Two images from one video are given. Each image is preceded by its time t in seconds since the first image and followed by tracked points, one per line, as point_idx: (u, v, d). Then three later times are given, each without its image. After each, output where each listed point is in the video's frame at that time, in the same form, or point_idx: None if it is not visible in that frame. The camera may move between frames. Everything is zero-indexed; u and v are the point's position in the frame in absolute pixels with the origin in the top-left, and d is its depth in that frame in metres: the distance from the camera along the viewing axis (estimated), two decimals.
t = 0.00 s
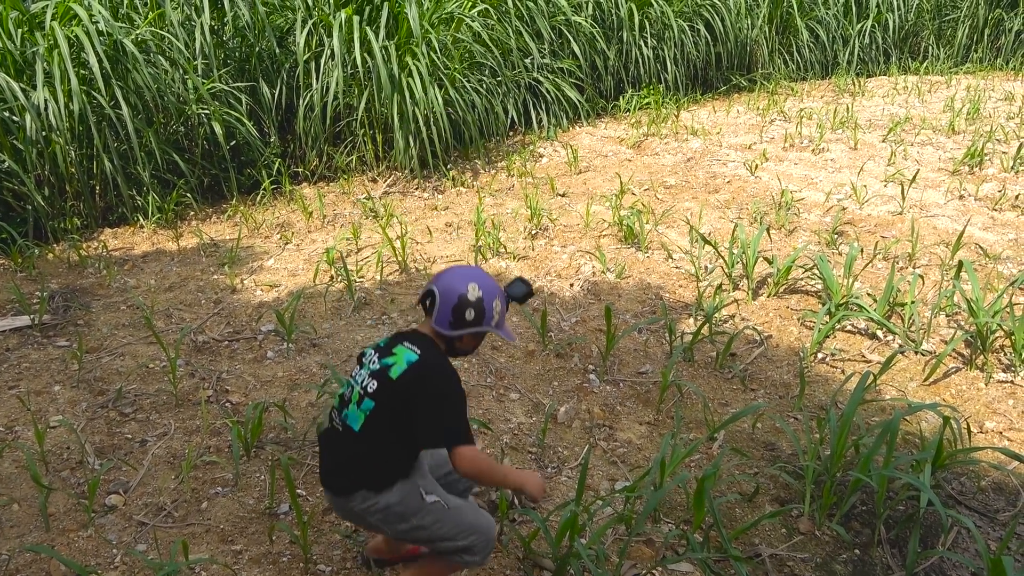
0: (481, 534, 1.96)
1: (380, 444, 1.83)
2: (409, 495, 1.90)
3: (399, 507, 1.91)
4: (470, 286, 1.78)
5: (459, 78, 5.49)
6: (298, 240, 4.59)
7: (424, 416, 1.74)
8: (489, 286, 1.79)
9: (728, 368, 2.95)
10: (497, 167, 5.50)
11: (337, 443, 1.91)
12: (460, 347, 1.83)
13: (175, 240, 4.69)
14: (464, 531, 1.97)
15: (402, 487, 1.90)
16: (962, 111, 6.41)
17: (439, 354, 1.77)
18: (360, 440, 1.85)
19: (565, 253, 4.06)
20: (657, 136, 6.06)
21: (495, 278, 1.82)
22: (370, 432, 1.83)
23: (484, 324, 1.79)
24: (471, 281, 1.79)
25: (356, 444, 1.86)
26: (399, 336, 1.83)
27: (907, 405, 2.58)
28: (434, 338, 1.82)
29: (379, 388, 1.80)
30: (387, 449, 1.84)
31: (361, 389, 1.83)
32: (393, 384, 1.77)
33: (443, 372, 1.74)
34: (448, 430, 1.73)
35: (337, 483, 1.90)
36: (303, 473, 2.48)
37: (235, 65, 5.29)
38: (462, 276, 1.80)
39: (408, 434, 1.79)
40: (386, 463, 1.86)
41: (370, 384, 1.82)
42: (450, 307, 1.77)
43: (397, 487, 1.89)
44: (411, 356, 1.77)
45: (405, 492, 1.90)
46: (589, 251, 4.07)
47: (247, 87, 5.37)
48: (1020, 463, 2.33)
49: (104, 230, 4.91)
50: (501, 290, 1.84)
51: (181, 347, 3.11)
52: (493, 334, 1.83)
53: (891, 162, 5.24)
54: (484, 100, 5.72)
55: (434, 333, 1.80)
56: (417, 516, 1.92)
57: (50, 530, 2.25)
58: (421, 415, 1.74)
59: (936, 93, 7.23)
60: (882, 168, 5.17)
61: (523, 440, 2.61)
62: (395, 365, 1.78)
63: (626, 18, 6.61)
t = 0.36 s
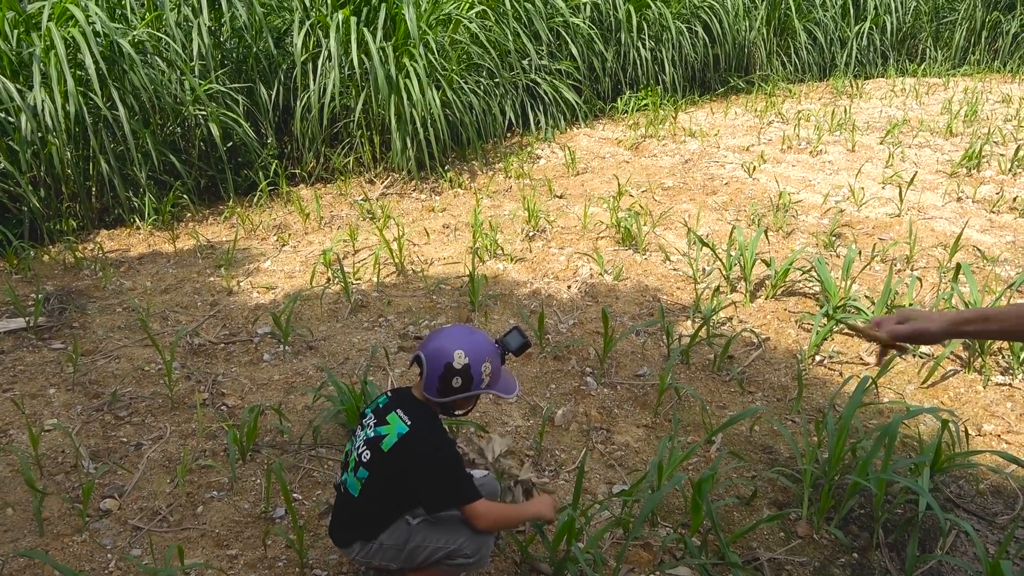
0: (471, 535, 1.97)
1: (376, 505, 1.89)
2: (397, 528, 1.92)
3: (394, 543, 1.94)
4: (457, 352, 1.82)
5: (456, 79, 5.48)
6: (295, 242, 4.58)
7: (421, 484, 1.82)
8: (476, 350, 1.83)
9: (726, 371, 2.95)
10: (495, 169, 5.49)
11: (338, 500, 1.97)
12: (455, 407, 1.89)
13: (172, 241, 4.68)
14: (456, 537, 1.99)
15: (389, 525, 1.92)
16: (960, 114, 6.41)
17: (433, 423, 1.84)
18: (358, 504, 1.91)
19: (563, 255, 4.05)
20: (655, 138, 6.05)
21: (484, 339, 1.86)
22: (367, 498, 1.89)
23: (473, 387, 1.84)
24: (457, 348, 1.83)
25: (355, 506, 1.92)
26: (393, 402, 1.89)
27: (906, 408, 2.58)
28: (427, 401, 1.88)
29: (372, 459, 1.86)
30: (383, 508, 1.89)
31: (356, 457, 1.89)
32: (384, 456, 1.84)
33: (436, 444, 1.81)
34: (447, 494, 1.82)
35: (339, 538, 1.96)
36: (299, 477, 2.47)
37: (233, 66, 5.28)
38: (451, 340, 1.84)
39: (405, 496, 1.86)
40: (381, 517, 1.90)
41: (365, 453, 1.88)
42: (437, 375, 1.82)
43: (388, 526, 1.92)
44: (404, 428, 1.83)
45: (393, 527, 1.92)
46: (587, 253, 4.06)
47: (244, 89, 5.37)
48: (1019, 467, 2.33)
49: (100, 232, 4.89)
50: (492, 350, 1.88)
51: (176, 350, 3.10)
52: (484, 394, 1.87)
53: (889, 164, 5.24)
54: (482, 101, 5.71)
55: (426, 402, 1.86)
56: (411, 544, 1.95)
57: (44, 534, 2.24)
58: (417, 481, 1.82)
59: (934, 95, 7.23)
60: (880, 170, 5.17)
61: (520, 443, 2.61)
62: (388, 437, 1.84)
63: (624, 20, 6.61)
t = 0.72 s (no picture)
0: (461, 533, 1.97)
1: (365, 497, 1.90)
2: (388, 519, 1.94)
3: (384, 535, 1.95)
4: (434, 342, 1.81)
5: (455, 80, 5.49)
6: (293, 242, 4.58)
7: (409, 477, 1.83)
8: (447, 339, 1.80)
9: (722, 371, 2.95)
10: (493, 170, 5.50)
11: (334, 490, 1.99)
12: (441, 399, 1.85)
13: (170, 242, 4.68)
14: (446, 534, 1.99)
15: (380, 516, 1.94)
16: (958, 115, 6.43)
17: (421, 417, 1.84)
18: (350, 496, 1.93)
19: (561, 256, 4.06)
20: (653, 139, 6.07)
21: (461, 327, 1.83)
22: (358, 489, 1.91)
23: (452, 376, 1.80)
24: (432, 337, 1.81)
25: (347, 497, 1.94)
26: (386, 397, 1.90)
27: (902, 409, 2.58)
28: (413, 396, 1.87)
29: (363, 451, 1.88)
30: (373, 500, 1.90)
31: (350, 449, 1.91)
32: (374, 448, 1.85)
33: (421, 439, 1.81)
34: (434, 486, 1.83)
35: (332, 529, 1.98)
36: (295, 476, 2.47)
37: (231, 66, 5.29)
38: (429, 332, 1.83)
39: (395, 488, 1.87)
40: (373, 509, 1.91)
41: (357, 445, 1.90)
42: (413, 366, 1.81)
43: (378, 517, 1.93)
44: (392, 422, 1.84)
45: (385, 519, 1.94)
46: (584, 253, 4.07)
47: (243, 89, 5.38)
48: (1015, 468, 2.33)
49: (99, 231, 4.90)
50: (472, 337, 1.83)
51: (174, 350, 3.10)
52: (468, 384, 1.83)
53: (886, 166, 5.25)
54: (480, 102, 5.72)
55: (414, 395, 1.86)
56: (400, 537, 1.95)
57: (40, 534, 2.24)
58: (405, 475, 1.83)
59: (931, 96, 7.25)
60: (878, 172, 5.18)
61: (517, 443, 2.61)
62: (378, 430, 1.86)
63: (622, 21, 6.62)
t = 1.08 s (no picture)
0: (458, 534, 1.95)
1: (358, 445, 1.88)
2: (392, 490, 1.92)
3: (379, 502, 1.93)
4: (395, 273, 1.77)
5: (453, 82, 5.51)
6: (292, 244, 4.59)
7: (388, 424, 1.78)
8: (399, 269, 1.75)
9: (721, 371, 2.96)
10: (492, 170, 5.51)
11: (333, 437, 1.98)
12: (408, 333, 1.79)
13: (169, 243, 4.69)
14: (444, 527, 1.97)
15: (385, 482, 1.92)
16: (956, 115, 6.43)
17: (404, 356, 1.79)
18: (344, 441, 1.91)
19: (560, 256, 4.06)
20: (652, 140, 6.07)
21: (418, 254, 1.76)
22: (351, 435, 1.89)
23: (405, 304, 1.74)
24: (393, 268, 1.79)
25: (342, 442, 1.92)
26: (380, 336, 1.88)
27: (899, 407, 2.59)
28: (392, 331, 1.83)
29: (356, 393, 1.86)
30: (364, 451, 1.88)
31: (345, 392, 1.93)
32: (359, 388, 1.85)
33: (399, 381, 1.76)
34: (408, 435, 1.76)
35: (327, 475, 1.96)
36: (295, 476, 2.47)
37: (230, 67, 5.30)
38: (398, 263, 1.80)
39: (378, 436, 1.83)
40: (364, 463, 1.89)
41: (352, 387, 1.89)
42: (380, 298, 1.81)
43: (377, 479, 1.91)
44: (379, 360, 1.80)
45: (387, 485, 1.92)
46: (583, 254, 4.08)
47: (241, 91, 5.39)
48: (1011, 466, 2.34)
49: (98, 233, 4.91)
50: (427, 262, 1.75)
51: (173, 351, 3.10)
52: (429, 312, 1.74)
53: (884, 165, 5.25)
54: (479, 103, 5.73)
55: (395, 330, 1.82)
56: (398, 511, 1.93)
57: (40, 534, 2.24)
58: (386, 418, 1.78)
59: (930, 96, 7.26)
60: (876, 172, 5.19)
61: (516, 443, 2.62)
62: (368, 369, 1.84)
63: (621, 22, 6.63)
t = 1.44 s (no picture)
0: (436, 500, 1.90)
1: (344, 369, 1.87)
2: (379, 437, 1.90)
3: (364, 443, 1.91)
4: (372, 189, 1.78)
5: (454, 83, 5.53)
6: (294, 245, 4.60)
7: (373, 341, 1.78)
8: (375, 183, 1.76)
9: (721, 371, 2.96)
10: (493, 171, 5.52)
11: (319, 369, 1.97)
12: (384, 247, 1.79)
13: (171, 245, 4.70)
14: (421, 491, 1.94)
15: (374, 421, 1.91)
16: (957, 115, 6.44)
17: (385, 274, 1.79)
18: (329, 368, 1.89)
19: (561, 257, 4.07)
20: (653, 141, 6.09)
21: (395, 169, 1.77)
22: (337, 361, 1.87)
23: (382, 219, 1.75)
24: (370, 183, 1.80)
25: (329, 371, 1.89)
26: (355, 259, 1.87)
27: (900, 407, 2.59)
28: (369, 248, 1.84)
29: (338, 317, 1.85)
30: (350, 375, 1.86)
31: (328, 318, 1.90)
32: (345, 310, 1.82)
33: (381, 296, 1.75)
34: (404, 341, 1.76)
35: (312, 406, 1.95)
36: (296, 477, 2.48)
37: (231, 69, 5.32)
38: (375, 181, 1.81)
39: (366, 356, 1.82)
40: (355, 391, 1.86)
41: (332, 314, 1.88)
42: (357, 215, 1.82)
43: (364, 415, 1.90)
44: (358, 280, 1.80)
45: (374, 431, 1.90)
46: (585, 254, 4.12)
47: (243, 93, 5.41)
48: (1012, 464, 2.34)
49: (100, 235, 4.93)
50: (404, 176, 1.76)
51: (175, 352, 3.11)
52: (407, 226, 1.75)
53: (885, 166, 5.26)
54: (479, 104, 5.74)
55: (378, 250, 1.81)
56: (381, 459, 1.92)
57: (43, 535, 2.25)
58: (371, 336, 1.77)
59: (931, 97, 7.26)
60: (877, 172, 5.19)
61: (517, 442, 2.62)
62: (347, 292, 1.83)
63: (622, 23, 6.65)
